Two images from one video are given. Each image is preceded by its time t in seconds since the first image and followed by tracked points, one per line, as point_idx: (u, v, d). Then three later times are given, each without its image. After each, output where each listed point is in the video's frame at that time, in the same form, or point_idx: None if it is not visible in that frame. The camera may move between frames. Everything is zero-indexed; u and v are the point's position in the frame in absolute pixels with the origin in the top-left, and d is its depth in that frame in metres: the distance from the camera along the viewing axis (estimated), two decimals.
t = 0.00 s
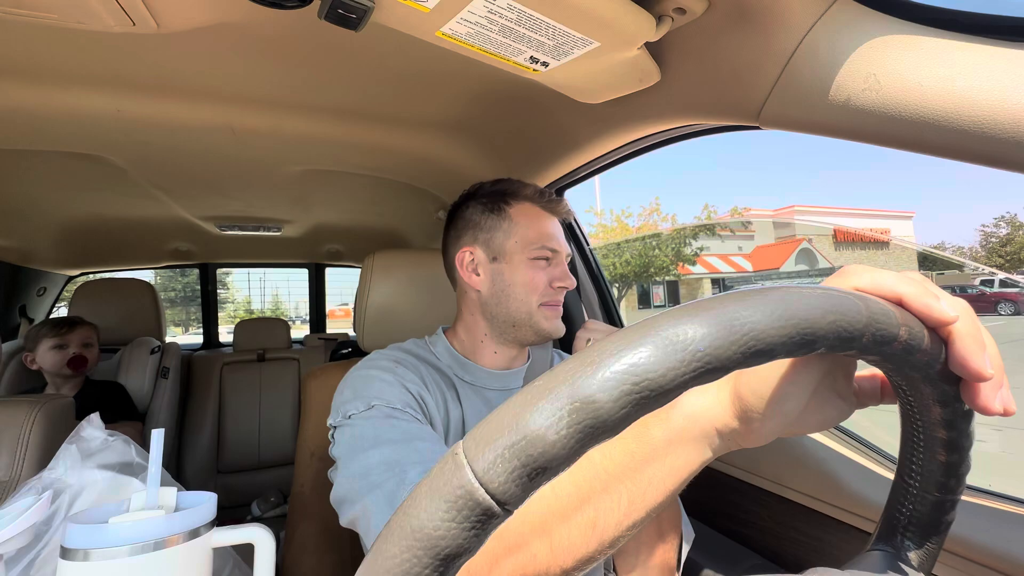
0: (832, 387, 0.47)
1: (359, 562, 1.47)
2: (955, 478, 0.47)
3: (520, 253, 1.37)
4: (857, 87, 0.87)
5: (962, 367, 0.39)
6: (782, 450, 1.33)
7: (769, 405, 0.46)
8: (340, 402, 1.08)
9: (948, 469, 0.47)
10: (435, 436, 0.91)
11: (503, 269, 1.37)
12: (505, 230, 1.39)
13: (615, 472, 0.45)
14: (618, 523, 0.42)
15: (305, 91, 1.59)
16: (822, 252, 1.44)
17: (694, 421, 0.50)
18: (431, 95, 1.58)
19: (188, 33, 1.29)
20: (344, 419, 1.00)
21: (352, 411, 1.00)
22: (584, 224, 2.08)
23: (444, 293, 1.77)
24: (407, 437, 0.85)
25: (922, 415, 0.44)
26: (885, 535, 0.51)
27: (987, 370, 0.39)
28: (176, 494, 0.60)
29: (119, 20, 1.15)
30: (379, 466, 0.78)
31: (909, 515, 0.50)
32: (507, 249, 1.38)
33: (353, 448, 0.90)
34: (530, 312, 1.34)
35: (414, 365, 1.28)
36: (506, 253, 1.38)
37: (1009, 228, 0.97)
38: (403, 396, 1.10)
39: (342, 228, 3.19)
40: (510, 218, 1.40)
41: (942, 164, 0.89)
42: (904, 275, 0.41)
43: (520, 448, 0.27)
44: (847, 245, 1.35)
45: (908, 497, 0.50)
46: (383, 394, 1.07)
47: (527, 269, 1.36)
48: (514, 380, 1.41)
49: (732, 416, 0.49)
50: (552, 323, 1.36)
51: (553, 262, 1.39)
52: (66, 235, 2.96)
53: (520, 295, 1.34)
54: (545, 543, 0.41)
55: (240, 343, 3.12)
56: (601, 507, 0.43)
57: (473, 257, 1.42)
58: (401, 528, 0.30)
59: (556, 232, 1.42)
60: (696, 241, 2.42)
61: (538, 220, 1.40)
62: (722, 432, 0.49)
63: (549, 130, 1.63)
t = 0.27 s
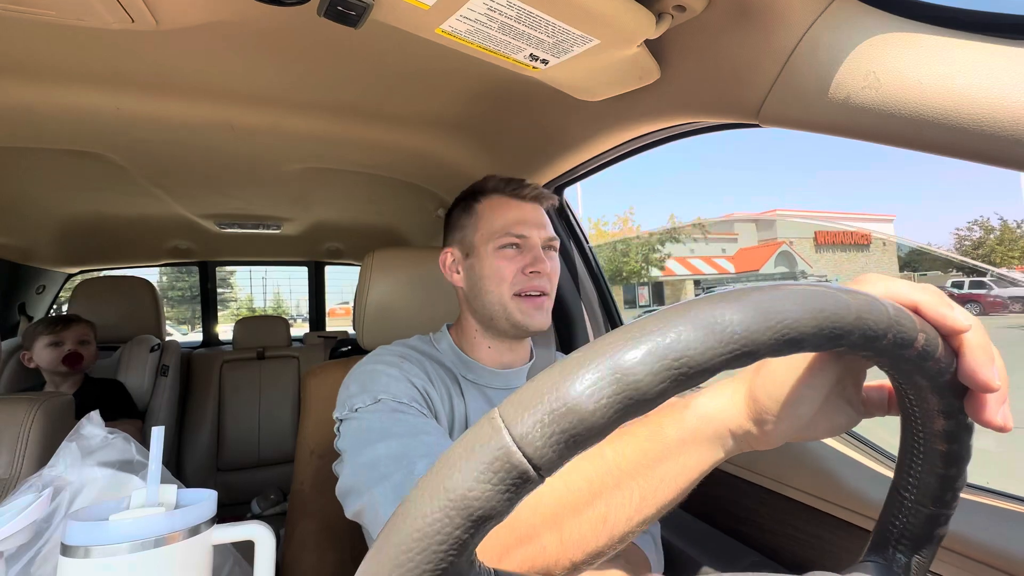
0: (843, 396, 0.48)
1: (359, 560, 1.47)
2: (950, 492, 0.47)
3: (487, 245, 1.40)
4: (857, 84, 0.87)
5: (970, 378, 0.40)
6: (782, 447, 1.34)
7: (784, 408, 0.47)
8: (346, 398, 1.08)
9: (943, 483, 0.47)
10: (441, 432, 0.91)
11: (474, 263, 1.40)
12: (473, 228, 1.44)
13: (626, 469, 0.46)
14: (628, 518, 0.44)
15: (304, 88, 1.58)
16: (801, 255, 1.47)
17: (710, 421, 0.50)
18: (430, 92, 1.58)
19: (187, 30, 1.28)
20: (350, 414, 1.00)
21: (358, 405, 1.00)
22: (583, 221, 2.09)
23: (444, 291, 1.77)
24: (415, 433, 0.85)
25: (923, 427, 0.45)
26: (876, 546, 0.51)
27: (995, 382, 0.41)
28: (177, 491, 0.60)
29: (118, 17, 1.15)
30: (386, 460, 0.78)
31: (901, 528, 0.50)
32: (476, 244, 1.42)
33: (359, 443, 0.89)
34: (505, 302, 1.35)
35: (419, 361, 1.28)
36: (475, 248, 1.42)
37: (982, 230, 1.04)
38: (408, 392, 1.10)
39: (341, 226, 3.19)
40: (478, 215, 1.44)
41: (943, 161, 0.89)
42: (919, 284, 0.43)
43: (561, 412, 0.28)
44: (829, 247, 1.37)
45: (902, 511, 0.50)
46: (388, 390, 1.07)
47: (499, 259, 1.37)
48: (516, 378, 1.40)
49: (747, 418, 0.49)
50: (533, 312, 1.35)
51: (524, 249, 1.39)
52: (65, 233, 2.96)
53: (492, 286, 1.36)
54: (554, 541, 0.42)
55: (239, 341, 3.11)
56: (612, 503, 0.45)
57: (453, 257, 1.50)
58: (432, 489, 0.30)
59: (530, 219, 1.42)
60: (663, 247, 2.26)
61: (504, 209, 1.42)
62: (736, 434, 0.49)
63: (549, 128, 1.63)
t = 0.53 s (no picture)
0: (851, 408, 0.51)
1: (358, 561, 1.47)
2: (944, 510, 0.47)
3: (460, 244, 1.44)
4: (854, 84, 0.87)
5: (978, 394, 0.41)
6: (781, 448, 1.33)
7: (797, 420, 0.49)
8: (347, 399, 1.08)
9: (936, 501, 0.47)
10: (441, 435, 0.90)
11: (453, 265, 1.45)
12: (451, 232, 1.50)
13: (642, 478, 0.45)
14: (645, 524, 0.45)
15: (302, 88, 1.58)
16: (784, 258, 1.42)
17: (724, 432, 0.49)
18: (429, 92, 1.58)
19: (185, 31, 1.28)
20: (351, 417, 0.99)
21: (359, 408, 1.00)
22: (582, 221, 2.09)
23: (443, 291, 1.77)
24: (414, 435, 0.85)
25: (923, 446, 0.45)
26: (871, 558, 0.51)
27: (1003, 397, 0.41)
28: (175, 493, 0.60)
29: (116, 17, 1.15)
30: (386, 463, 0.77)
31: (896, 545, 0.49)
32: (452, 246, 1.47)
33: (359, 445, 0.89)
34: (476, 297, 1.37)
35: (419, 363, 1.28)
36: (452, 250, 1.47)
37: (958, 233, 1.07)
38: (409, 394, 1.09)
39: (339, 226, 3.18)
40: (454, 219, 1.49)
41: (941, 162, 0.89)
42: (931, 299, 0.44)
43: (611, 384, 0.29)
44: (810, 250, 1.37)
45: (896, 527, 0.50)
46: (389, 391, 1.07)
47: (470, 258, 1.40)
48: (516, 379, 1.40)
49: (761, 430, 0.50)
50: (502, 305, 1.35)
51: (493, 245, 1.41)
52: (62, 234, 2.95)
53: (463, 283, 1.39)
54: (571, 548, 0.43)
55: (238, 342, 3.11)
56: (627, 512, 0.45)
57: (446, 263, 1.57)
58: (469, 455, 0.30)
59: (496, 214, 1.43)
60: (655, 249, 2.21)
61: (473, 210, 1.45)
62: (750, 445, 0.50)
63: (548, 128, 1.63)
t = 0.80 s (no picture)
0: (837, 402, 0.51)
1: (355, 564, 1.46)
2: (943, 498, 0.47)
3: (446, 247, 1.45)
4: (848, 86, 0.87)
5: (968, 380, 0.41)
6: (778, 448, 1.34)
7: (782, 410, 0.49)
8: (341, 399, 1.07)
9: (936, 487, 0.47)
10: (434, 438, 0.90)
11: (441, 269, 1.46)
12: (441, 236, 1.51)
13: (621, 468, 0.45)
14: (623, 518, 0.44)
15: (298, 91, 1.58)
16: (766, 260, 1.40)
17: (706, 421, 0.49)
18: (425, 94, 1.58)
19: (180, 33, 1.28)
20: (345, 417, 0.99)
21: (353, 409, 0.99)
22: (579, 223, 2.10)
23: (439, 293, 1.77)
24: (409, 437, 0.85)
25: (919, 433, 0.45)
26: (873, 552, 0.51)
27: (993, 382, 0.42)
28: (170, 497, 0.60)
29: (110, 20, 1.15)
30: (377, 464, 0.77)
31: (897, 534, 0.50)
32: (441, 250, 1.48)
33: (351, 446, 0.88)
34: (464, 299, 1.37)
35: (415, 364, 1.27)
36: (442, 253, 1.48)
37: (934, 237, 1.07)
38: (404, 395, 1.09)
39: (336, 228, 3.18)
40: (443, 223, 1.50)
41: (935, 163, 0.89)
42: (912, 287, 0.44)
43: (576, 403, 0.28)
44: (792, 252, 1.34)
45: (896, 517, 0.50)
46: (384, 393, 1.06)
47: (456, 260, 1.41)
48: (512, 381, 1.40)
49: (746, 421, 0.49)
50: (489, 307, 1.35)
51: (477, 245, 1.41)
52: (58, 236, 2.94)
53: (450, 286, 1.40)
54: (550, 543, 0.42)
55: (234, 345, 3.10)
56: (606, 505, 0.44)
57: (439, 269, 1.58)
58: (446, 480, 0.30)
59: (479, 214, 1.43)
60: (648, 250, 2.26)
61: (458, 212, 1.45)
62: (734, 436, 0.49)
63: (544, 130, 1.63)
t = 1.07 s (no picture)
0: (794, 375, 0.47)
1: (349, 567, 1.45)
2: (941, 462, 0.48)
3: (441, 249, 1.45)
4: (843, 89, 0.88)
5: (934, 349, 0.41)
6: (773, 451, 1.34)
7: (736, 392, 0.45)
8: (333, 399, 1.07)
9: (932, 455, 0.48)
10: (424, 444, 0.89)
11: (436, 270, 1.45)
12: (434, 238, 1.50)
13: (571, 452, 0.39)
14: (579, 507, 0.39)
15: (294, 93, 1.58)
16: (749, 261, 1.37)
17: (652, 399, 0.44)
18: (421, 96, 1.58)
19: (176, 34, 1.28)
20: (336, 417, 0.98)
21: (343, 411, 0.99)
22: (575, 225, 2.11)
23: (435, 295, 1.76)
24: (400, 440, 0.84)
25: (905, 406, 0.46)
26: (879, 521, 0.53)
27: (958, 350, 0.41)
28: (165, 500, 0.59)
29: (106, 21, 1.14)
30: (363, 464, 0.76)
31: (900, 500, 0.51)
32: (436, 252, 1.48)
33: (340, 447, 0.88)
34: (460, 300, 1.37)
35: (409, 366, 1.27)
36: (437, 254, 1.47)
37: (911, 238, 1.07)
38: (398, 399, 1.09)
39: (332, 231, 3.17)
40: (437, 224, 1.50)
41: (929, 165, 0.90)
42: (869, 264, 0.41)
43: (542, 428, 0.29)
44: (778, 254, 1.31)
45: (899, 485, 0.51)
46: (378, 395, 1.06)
47: (451, 261, 1.40)
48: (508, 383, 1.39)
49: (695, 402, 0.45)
50: (485, 308, 1.35)
51: (473, 246, 1.41)
52: (52, 238, 2.92)
53: (447, 287, 1.39)
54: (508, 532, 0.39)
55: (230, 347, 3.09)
56: (558, 492, 0.39)
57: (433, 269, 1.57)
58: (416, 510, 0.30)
59: (475, 215, 1.43)
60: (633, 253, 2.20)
61: (452, 214, 1.45)
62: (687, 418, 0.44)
63: (540, 132, 1.63)
